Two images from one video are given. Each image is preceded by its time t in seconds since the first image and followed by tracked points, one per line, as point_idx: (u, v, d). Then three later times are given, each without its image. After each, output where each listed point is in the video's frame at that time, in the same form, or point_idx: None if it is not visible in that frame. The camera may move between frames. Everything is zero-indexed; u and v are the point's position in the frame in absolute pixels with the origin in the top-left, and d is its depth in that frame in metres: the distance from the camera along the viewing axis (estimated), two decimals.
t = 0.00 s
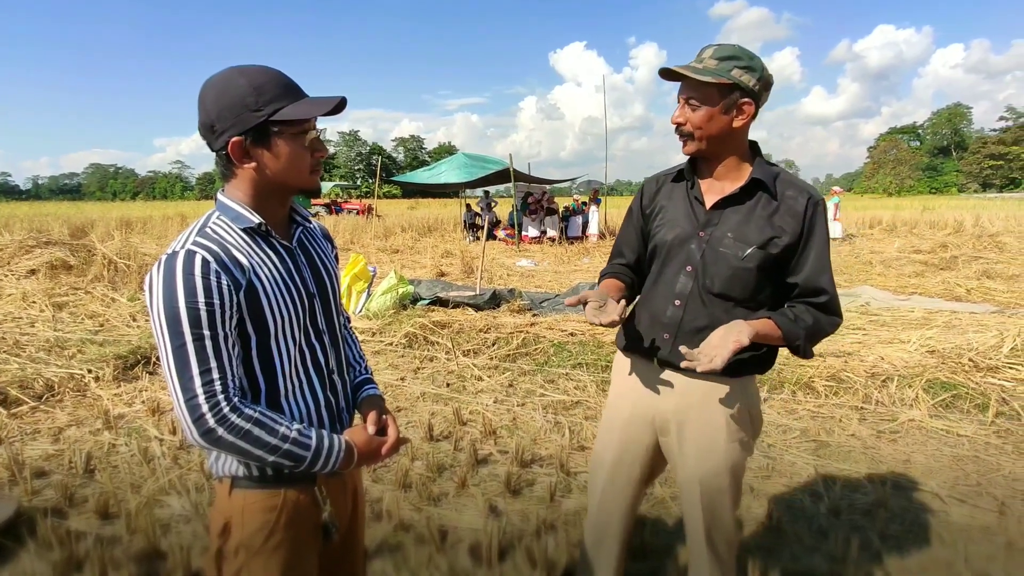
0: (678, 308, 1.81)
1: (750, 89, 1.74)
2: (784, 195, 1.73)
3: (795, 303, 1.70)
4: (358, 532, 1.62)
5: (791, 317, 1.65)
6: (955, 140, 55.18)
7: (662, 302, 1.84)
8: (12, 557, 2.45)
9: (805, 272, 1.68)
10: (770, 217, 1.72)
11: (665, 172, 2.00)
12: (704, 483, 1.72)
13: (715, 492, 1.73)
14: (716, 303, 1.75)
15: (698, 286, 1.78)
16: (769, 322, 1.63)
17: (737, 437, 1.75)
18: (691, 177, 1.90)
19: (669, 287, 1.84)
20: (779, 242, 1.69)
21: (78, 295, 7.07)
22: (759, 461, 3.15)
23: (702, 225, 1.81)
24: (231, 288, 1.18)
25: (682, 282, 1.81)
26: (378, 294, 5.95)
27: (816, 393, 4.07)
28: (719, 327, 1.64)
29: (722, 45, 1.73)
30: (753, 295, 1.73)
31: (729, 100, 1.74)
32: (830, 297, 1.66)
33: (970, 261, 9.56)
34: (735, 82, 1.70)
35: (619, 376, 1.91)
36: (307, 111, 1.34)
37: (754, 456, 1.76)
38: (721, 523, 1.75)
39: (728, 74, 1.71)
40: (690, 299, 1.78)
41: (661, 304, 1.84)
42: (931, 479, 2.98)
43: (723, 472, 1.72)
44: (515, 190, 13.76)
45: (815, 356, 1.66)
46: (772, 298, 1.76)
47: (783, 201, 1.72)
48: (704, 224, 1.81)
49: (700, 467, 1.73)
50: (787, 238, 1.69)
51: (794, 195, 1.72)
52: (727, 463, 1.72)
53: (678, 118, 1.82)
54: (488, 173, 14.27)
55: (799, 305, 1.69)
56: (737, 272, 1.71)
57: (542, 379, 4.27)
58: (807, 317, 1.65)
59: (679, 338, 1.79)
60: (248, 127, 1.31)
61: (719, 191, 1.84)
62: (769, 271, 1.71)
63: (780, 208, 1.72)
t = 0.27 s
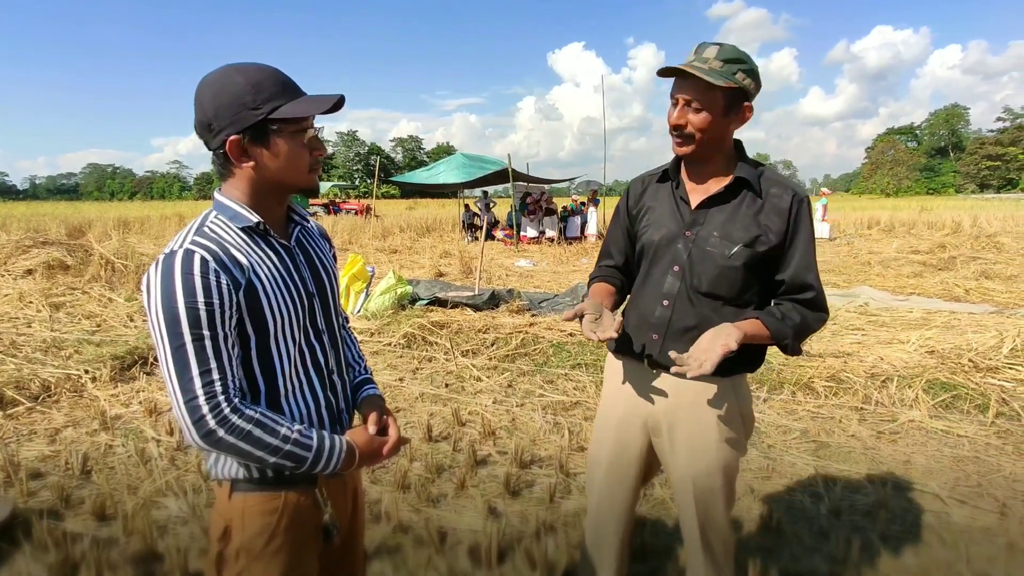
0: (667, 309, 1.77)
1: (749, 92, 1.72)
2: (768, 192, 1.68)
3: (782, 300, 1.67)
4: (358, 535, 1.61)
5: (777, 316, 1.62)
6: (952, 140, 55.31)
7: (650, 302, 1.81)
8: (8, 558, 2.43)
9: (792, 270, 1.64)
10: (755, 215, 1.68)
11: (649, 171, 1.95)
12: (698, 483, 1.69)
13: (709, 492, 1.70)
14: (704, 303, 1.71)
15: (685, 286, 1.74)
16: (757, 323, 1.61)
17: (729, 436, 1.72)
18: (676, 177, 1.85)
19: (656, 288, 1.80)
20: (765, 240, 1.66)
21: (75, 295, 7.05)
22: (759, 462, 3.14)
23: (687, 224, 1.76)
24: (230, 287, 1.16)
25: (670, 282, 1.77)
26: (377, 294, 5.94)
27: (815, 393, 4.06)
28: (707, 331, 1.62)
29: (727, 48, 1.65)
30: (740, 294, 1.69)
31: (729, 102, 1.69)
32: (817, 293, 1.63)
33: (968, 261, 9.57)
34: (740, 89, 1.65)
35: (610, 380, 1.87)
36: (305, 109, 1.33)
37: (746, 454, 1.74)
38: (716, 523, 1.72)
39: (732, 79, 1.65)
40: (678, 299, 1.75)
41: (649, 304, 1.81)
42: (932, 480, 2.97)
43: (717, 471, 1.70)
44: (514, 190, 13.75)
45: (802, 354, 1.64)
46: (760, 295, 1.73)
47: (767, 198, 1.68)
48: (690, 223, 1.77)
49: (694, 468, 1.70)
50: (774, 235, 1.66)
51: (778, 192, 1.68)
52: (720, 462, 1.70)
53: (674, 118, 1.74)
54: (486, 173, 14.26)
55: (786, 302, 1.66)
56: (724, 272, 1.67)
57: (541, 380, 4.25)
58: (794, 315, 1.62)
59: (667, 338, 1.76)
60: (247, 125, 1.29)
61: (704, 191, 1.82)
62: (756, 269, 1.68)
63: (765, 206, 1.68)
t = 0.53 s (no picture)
0: (666, 310, 1.75)
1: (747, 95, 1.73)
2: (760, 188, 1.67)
3: (779, 296, 1.65)
4: (357, 536, 1.59)
5: (774, 313, 1.60)
6: (951, 142, 55.36)
7: (650, 304, 1.78)
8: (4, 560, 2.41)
9: (789, 265, 1.63)
10: (750, 211, 1.66)
11: (636, 173, 1.91)
12: (701, 483, 1.68)
13: (712, 492, 1.68)
14: (703, 302, 1.70)
15: (684, 287, 1.72)
16: (751, 320, 1.59)
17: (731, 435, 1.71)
18: (667, 178, 1.82)
19: (655, 290, 1.78)
20: (761, 236, 1.64)
21: (74, 296, 7.03)
22: (760, 463, 3.13)
23: (682, 225, 1.74)
24: (228, 284, 1.15)
25: (668, 283, 1.74)
26: (376, 295, 5.92)
27: (816, 394, 4.05)
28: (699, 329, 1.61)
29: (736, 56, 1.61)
30: (739, 291, 1.68)
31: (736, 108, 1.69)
32: (813, 286, 1.61)
33: (968, 262, 9.57)
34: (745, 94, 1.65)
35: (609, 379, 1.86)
36: (303, 106, 1.32)
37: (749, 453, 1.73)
38: (720, 523, 1.70)
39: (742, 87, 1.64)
40: (677, 300, 1.73)
41: (648, 306, 1.79)
42: (933, 481, 2.96)
43: (719, 471, 1.68)
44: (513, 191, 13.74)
45: (801, 348, 1.62)
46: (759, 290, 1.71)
47: (760, 194, 1.66)
48: (684, 223, 1.74)
49: (697, 467, 1.68)
50: (769, 232, 1.64)
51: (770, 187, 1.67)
52: (723, 461, 1.68)
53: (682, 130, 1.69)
54: (486, 173, 14.25)
55: (782, 298, 1.64)
56: (721, 270, 1.66)
57: (541, 380, 4.24)
58: (791, 311, 1.61)
59: (668, 341, 1.75)
60: (242, 123, 1.28)
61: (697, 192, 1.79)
62: (753, 266, 1.67)
63: (759, 202, 1.66)
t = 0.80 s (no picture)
0: (677, 321, 1.72)
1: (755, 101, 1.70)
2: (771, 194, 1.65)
3: (791, 303, 1.63)
4: (358, 547, 1.58)
5: (787, 321, 1.58)
6: (961, 143, 54.89)
7: (660, 315, 1.75)
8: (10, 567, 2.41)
9: (801, 272, 1.61)
10: (761, 218, 1.64)
11: (641, 179, 1.88)
12: (713, 496, 1.65)
13: (725, 505, 1.66)
14: (715, 312, 1.67)
15: (695, 297, 1.69)
16: (764, 329, 1.57)
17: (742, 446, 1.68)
18: (674, 184, 1.79)
19: (665, 300, 1.74)
20: (773, 244, 1.62)
21: (83, 300, 7.07)
22: (771, 471, 3.09)
23: (693, 232, 1.71)
24: (229, 295, 1.13)
25: (678, 293, 1.71)
26: (383, 299, 5.91)
27: (827, 400, 4.00)
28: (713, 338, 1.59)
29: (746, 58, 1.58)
30: (751, 300, 1.65)
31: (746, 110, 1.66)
32: (825, 293, 1.60)
33: (980, 265, 9.46)
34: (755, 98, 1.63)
35: (613, 394, 1.82)
36: (295, 119, 1.26)
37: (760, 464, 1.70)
38: (731, 536, 1.68)
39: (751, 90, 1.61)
40: (689, 310, 1.70)
41: (659, 317, 1.76)
42: (947, 490, 2.91)
43: (731, 483, 1.66)
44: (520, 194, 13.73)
45: (814, 356, 1.61)
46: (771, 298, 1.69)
47: (771, 200, 1.64)
48: (694, 231, 1.71)
49: (709, 482, 1.66)
50: (781, 239, 1.62)
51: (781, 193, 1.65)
52: (735, 474, 1.66)
53: (689, 132, 1.67)
54: (492, 177, 14.25)
55: (794, 305, 1.62)
56: (734, 279, 1.63)
57: (548, 386, 4.21)
58: (804, 318, 1.59)
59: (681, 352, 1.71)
60: (232, 132, 1.24)
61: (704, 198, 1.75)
62: (766, 274, 1.64)
63: (769, 209, 1.64)
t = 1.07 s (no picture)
0: (686, 328, 1.69)
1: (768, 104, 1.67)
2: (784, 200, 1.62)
3: (804, 311, 1.60)
4: (357, 556, 1.57)
5: (801, 330, 1.55)
6: (982, 143, 54.00)
7: (668, 322, 1.72)
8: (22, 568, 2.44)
9: (815, 279, 1.57)
10: (773, 224, 1.61)
11: (651, 183, 1.86)
12: (722, 510, 1.62)
13: (735, 518, 1.63)
14: (726, 319, 1.64)
15: (705, 303, 1.66)
16: (775, 337, 1.54)
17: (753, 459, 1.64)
18: (684, 188, 1.76)
19: (674, 307, 1.72)
20: (785, 250, 1.58)
21: (100, 302, 7.17)
22: (784, 479, 3.04)
23: (703, 238, 1.68)
24: (223, 303, 1.12)
25: (687, 299, 1.68)
26: (394, 302, 5.92)
27: (842, 407, 3.93)
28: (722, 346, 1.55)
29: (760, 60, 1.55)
30: (763, 307, 1.62)
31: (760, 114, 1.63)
32: (839, 302, 1.57)
33: (1001, 268, 9.28)
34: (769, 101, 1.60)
35: (619, 403, 1.79)
36: (284, 125, 1.22)
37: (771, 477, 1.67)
38: (741, 550, 1.64)
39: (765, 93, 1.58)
40: (698, 317, 1.67)
41: (667, 324, 1.73)
42: (967, 500, 2.84)
43: (741, 497, 1.62)
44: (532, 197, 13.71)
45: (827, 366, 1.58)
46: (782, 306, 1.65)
47: (784, 206, 1.61)
48: (704, 236, 1.68)
49: (718, 494, 1.63)
50: (794, 245, 1.58)
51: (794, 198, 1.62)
52: (746, 487, 1.62)
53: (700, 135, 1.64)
54: (504, 179, 14.24)
55: (807, 313, 1.59)
56: (746, 286, 1.60)
57: (558, 390, 4.19)
58: (818, 327, 1.56)
59: (689, 360, 1.68)
60: (221, 137, 1.23)
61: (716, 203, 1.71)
62: (778, 281, 1.61)
63: (782, 214, 1.61)
